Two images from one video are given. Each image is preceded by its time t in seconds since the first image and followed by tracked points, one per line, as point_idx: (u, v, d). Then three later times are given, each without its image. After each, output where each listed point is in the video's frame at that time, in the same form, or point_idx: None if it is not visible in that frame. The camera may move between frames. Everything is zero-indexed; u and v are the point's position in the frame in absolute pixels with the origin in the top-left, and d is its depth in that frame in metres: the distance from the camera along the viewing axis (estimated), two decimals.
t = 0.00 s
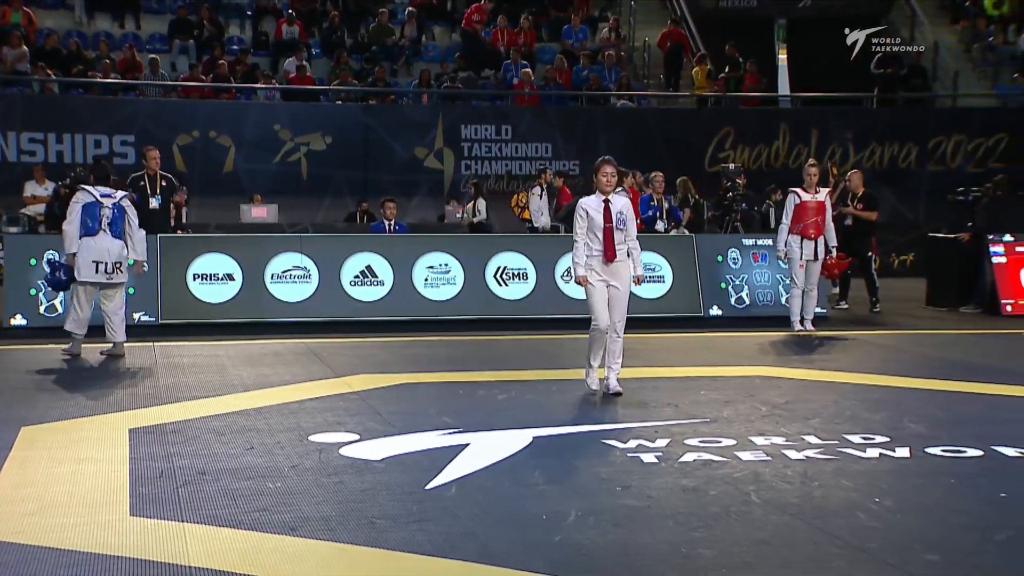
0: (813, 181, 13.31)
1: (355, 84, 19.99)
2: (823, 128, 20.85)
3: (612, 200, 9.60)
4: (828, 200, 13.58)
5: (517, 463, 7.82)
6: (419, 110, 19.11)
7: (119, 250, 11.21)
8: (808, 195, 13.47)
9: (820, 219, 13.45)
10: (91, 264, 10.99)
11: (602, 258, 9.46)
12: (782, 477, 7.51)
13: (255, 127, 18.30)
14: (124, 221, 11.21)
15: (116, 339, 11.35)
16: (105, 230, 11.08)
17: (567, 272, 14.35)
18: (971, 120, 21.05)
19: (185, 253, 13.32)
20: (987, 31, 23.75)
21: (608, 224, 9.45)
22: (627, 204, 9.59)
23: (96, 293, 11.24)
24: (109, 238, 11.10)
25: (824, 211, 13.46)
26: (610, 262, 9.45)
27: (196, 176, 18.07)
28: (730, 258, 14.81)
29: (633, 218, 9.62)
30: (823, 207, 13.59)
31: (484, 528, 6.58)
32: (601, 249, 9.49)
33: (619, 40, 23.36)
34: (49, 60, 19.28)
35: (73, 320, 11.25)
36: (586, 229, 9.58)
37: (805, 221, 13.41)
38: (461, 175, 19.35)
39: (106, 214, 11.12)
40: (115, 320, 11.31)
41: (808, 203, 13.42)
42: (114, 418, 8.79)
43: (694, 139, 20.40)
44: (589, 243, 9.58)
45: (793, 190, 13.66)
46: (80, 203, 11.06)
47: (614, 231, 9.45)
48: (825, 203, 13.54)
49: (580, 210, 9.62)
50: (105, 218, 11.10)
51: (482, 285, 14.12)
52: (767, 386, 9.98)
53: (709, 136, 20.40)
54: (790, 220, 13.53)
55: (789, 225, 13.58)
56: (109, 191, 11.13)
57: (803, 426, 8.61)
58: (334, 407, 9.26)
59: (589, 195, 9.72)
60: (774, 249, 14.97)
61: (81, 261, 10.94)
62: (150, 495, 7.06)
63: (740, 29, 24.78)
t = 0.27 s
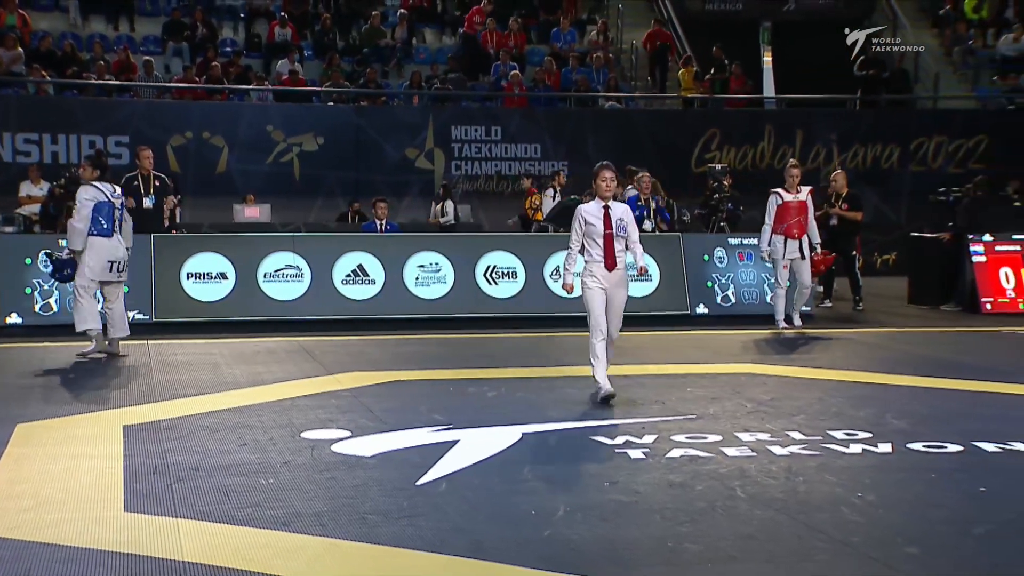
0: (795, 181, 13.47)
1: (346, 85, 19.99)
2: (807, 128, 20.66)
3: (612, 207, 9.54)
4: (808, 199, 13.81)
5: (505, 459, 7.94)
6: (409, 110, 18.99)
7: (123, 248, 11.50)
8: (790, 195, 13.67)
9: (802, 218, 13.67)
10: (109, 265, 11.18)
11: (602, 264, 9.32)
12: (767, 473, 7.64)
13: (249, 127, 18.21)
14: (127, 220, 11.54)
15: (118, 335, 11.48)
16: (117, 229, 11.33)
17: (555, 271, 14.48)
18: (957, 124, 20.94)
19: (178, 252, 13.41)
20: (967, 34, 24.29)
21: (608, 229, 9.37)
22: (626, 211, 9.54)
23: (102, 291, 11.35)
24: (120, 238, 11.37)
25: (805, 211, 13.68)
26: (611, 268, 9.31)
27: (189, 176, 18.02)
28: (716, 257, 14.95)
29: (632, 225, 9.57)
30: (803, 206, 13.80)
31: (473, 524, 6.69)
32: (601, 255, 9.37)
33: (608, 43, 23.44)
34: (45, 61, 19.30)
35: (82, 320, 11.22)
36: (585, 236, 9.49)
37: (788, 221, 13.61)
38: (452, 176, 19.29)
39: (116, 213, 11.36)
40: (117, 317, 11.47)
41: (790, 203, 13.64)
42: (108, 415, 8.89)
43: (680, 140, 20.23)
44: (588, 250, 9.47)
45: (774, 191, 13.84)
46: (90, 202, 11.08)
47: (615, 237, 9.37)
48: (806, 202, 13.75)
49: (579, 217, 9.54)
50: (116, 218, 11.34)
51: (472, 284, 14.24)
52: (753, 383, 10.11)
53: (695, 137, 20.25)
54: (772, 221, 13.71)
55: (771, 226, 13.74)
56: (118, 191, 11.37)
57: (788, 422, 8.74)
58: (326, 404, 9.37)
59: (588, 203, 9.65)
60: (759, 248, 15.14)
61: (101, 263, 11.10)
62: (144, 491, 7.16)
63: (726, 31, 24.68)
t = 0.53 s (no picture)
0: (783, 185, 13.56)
1: (338, 88, 20.10)
2: (792, 131, 20.68)
3: (610, 203, 9.51)
4: (798, 201, 13.92)
5: (495, 456, 8.08)
6: (400, 113, 19.07)
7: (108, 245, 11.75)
8: (778, 199, 13.80)
9: (791, 221, 13.81)
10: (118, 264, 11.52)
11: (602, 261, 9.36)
12: (751, 469, 7.79)
13: (242, 128, 18.29)
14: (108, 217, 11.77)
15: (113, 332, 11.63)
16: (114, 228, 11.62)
17: (544, 271, 14.63)
18: (938, 125, 21.06)
19: (173, 252, 13.51)
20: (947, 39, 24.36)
21: (608, 226, 9.37)
22: (624, 207, 9.53)
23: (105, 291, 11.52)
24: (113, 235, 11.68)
25: (794, 214, 13.81)
26: (609, 265, 9.34)
27: (183, 178, 18.07)
28: (703, 257, 15.11)
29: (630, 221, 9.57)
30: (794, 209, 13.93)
31: (464, 520, 6.83)
32: (599, 252, 9.40)
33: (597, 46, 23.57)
34: (42, 64, 19.34)
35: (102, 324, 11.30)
36: (584, 232, 9.47)
37: (778, 224, 13.78)
38: (442, 178, 19.40)
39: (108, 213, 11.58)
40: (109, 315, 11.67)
41: (779, 207, 13.77)
42: (103, 413, 9.00)
43: (666, 143, 20.30)
44: (586, 246, 9.47)
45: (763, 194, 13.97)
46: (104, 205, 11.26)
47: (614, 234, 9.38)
48: (795, 205, 13.86)
49: (578, 212, 9.49)
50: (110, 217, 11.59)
51: (463, 284, 14.38)
52: (738, 381, 10.27)
53: (681, 140, 20.31)
54: (763, 224, 13.89)
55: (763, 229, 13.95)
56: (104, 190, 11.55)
57: (772, 419, 8.89)
58: (318, 402, 9.49)
59: (587, 197, 9.59)
60: (745, 248, 15.24)
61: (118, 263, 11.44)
62: (139, 488, 7.28)
63: (713, 35, 25.31)
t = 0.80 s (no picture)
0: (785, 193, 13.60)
1: (331, 91, 20.21)
2: (776, 135, 20.81)
3: (612, 211, 9.31)
4: (798, 209, 14.01)
5: (485, 453, 8.22)
6: (392, 115, 19.15)
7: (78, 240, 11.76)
8: (779, 206, 13.88)
9: (789, 228, 13.93)
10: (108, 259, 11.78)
11: (601, 268, 9.14)
12: (737, 465, 7.93)
13: (235, 130, 18.36)
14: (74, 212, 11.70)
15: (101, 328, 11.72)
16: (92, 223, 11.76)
17: (533, 271, 14.79)
18: (918, 128, 21.17)
19: (167, 252, 13.61)
20: (926, 44, 24.45)
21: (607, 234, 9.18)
22: (626, 216, 9.33)
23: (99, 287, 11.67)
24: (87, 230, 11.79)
25: (793, 222, 13.93)
26: (609, 273, 9.11)
27: (178, 180, 18.14)
28: (689, 258, 15.26)
29: (632, 229, 9.36)
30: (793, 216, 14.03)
31: (454, 515, 6.96)
32: (599, 260, 9.18)
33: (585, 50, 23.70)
34: (38, 68, 19.40)
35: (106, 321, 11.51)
36: (583, 240, 9.30)
37: (777, 231, 13.90)
38: (433, 179, 19.51)
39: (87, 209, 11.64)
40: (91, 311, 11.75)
41: (778, 215, 13.87)
42: (98, 411, 9.13)
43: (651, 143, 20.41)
44: (587, 255, 9.28)
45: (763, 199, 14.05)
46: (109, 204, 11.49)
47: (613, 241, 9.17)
48: (794, 212, 13.96)
49: (579, 220, 9.34)
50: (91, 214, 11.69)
51: (453, 283, 14.52)
52: (724, 378, 10.42)
53: (667, 142, 20.42)
54: (763, 230, 14.00)
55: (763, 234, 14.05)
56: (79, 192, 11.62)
57: (757, 417, 9.05)
58: (310, 400, 9.62)
59: (589, 205, 9.44)
60: (731, 248, 15.42)
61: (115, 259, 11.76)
62: (134, 485, 7.40)
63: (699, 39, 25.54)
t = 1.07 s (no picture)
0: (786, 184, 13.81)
1: (324, 94, 20.32)
2: (762, 137, 20.95)
3: (608, 206, 9.34)
4: (799, 202, 14.17)
5: (476, 450, 8.35)
6: (384, 117, 19.19)
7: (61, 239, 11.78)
8: (779, 198, 14.08)
9: (790, 221, 14.07)
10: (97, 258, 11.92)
11: (596, 263, 9.16)
12: (723, 462, 8.08)
13: (230, 132, 18.45)
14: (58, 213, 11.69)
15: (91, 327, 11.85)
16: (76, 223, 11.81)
17: (523, 271, 14.93)
18: (901, 129, 21.32)
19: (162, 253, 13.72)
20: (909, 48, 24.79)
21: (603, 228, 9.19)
22: (622, 211, 9.36)
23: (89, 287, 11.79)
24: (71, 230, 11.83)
25: (794, 215, 14.08)
26: (604, 267, 9.13)
27: (173, 182, 18.23)
28: (677, 258, 15.40)
29: (629, 224, 9.41)
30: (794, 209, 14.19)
31: (445, 512, 7.09)
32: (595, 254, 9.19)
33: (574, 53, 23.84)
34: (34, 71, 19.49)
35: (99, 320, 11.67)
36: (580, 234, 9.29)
37: (777, 223, 14.02)
38: (425, 181, 19.55)
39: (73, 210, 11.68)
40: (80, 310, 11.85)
41: (779, 207, 14.04)
42: (94, 410, 9.24)
43: (642, 148, 20.34)
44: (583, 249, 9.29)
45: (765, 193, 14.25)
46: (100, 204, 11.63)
47: (609, 235, 9.18)
48: (795, 205, 14.13)
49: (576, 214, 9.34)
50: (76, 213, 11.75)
51: (444, 283, 14.66)
52: (711, 377, 10.57)
53: (655, 144, 20.39)
54: (763, 222, 14.15)
55: (762, 226, 14.20)
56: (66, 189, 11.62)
57: (743, 414, 9.20)
58: (303, 399, 9.75)
59: (587, 201, 9.46)
60: (717, 248, 15.57)
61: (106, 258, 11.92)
62: (129, 482, 7.52)
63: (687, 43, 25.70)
